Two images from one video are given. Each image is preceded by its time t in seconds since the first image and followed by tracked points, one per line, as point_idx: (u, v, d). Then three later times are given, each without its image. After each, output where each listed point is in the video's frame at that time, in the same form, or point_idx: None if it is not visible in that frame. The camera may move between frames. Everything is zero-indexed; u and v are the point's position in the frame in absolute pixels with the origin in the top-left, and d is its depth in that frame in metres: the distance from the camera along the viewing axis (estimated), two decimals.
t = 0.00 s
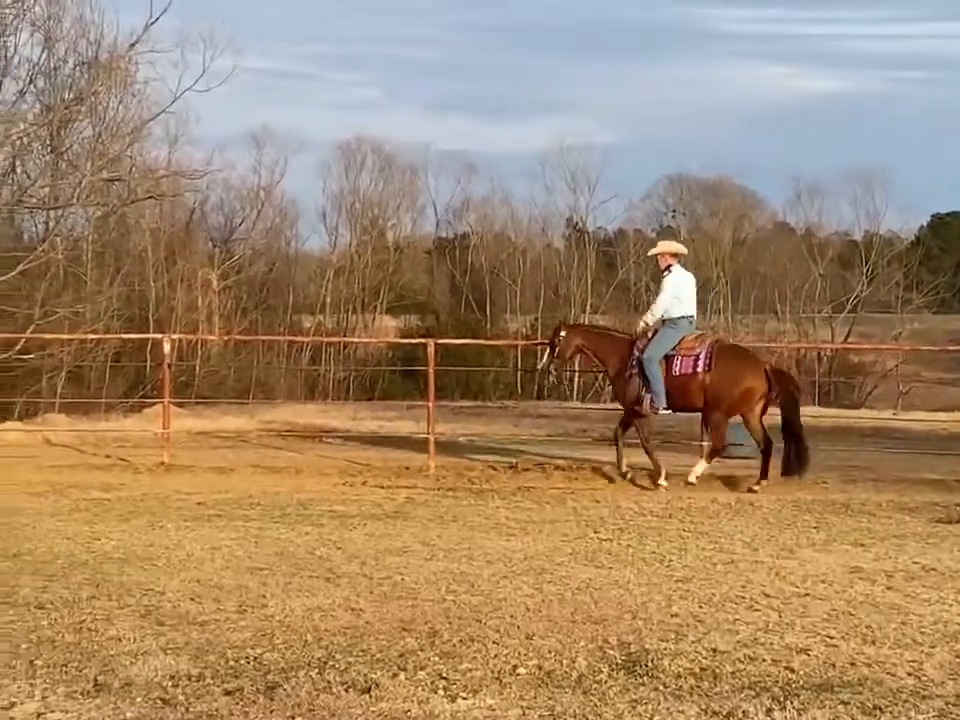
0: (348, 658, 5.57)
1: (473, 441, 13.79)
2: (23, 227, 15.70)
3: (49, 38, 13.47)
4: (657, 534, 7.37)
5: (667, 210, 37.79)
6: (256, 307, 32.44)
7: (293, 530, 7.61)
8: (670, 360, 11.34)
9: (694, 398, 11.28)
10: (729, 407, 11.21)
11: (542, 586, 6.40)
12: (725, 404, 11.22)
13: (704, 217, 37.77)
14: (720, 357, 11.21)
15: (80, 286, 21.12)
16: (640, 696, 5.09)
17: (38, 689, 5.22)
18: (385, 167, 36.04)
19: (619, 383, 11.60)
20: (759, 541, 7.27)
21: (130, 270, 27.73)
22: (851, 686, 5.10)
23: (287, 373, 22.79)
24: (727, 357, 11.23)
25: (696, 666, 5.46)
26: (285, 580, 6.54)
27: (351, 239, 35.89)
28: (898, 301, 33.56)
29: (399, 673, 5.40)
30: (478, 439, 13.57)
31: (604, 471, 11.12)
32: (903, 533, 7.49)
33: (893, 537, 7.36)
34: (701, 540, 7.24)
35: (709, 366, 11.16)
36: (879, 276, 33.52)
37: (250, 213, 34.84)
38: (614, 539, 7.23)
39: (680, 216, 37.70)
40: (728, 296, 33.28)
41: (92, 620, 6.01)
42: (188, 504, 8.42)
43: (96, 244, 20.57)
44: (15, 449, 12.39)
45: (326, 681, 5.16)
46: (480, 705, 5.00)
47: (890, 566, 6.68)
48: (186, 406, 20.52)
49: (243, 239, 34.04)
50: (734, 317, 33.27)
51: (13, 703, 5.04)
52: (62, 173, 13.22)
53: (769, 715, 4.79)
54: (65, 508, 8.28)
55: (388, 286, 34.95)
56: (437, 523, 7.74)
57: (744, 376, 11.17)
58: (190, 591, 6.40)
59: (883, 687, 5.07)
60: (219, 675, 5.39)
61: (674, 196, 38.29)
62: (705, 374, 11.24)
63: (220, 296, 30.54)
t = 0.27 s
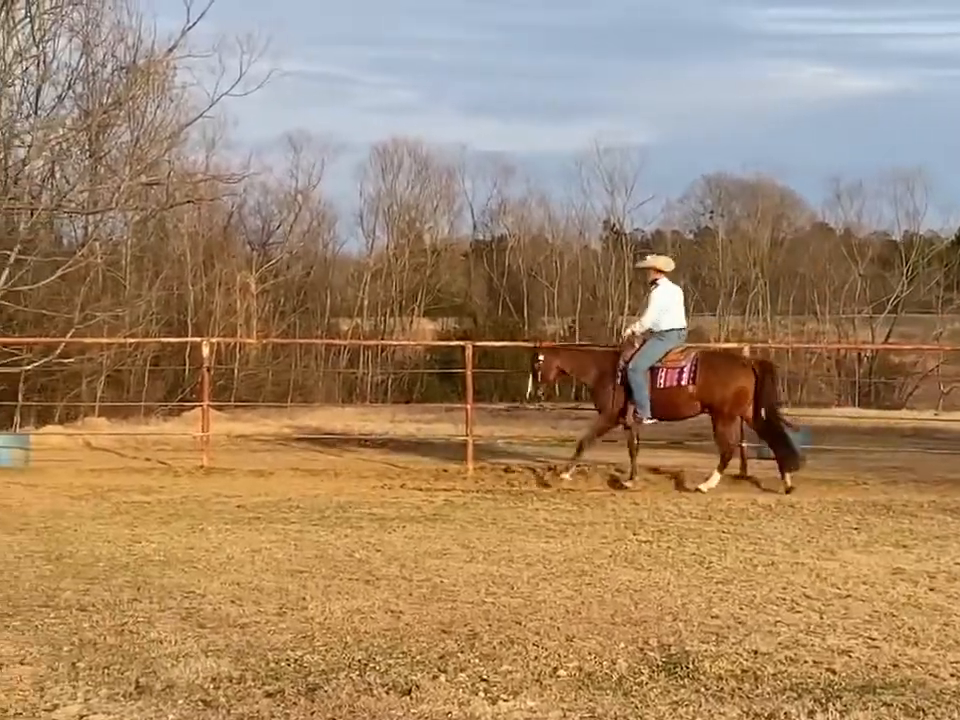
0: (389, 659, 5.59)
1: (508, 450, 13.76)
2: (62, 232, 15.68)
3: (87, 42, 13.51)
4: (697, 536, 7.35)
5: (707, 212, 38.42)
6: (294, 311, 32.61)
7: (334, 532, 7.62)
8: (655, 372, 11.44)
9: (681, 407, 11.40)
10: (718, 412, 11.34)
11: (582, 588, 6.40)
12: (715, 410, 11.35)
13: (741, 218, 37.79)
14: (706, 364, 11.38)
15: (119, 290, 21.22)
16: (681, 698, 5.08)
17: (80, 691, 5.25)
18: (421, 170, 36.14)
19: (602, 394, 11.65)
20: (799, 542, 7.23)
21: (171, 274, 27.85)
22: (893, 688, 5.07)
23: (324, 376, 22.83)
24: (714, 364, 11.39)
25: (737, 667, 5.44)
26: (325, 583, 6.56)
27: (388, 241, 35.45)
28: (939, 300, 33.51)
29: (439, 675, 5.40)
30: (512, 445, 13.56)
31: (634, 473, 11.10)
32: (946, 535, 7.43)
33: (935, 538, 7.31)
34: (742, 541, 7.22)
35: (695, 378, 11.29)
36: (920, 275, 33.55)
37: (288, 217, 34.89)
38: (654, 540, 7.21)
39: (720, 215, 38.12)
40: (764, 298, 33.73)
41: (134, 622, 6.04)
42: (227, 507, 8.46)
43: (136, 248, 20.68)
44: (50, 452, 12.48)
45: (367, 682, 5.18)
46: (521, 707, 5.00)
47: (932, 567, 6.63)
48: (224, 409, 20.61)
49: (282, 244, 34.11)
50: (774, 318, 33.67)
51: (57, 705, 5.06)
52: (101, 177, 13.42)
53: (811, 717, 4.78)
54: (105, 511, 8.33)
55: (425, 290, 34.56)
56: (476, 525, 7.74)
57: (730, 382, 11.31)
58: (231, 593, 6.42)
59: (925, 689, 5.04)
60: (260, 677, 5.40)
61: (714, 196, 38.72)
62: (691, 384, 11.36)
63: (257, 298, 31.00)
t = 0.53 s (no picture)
0: (437, 660, 5.59)
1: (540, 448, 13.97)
2: (109, 236, 16.15)
3: (133, 47, 13.76)
4: (743, 537, 7.34)
5: (751, 210, 38.20)
6: (339, 313, 32.29)
7: (380, 534, 7.64)
8: (646, 363, 11.47)
9: (676, 397, 11.42)
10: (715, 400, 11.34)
11: (629, 589, 6.40)
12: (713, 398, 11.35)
13: (787, 217, 38.04)
14: (702, 352, 11.36)
15: (165, 293, 21.30)
16: (730, 699, 5.07)
17: (128, 692, 5.26)
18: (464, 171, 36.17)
19: (599, 391, 11.70)
20: (847, 543, 7.23)
21: (215, 276, 27.88)
22: (943, 690, 5.04)
23: (369, 378, 22.79)
24: (710, 352, 11.38)
25: (786, 668, 5.42)
26: (372, 584, 6.57)
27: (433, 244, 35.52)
28: None
29: (487, 675, 5.40)
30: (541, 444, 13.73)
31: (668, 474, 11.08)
32: None
33: None
34: (789, 542, 7.21)
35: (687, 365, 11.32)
36: None
37: (333, 218, 34.24)
38: (700, 541, 7.22)
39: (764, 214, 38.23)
40: (811, 297, 33.99)
41: (182, 623, 6.07)
42: (273, 508, 8.50)
43: (181, 253, 20.78)
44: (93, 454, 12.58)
45: (414, 682, 5.18)
46: (569, 708, 4.99)
47: None
48: (267, 412, 20.70)
49: (327, 246, 33.71)
50: (822, 318, 33.94)
51: (106, 705, 5.07)
52: (145, 181, 14.44)
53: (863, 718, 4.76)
54: (153, 512, 8.40)
55: (470, 291, 34.55)
56: (522, 527, 7.76)
57: (726, 371, 11.27)
58: (278, 595, 6.44)
59: None
60: (307, 678, 5.41)
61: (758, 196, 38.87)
62: (685, 372, 11.38)
63: (304, 301, 30.70)
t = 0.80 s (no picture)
0: (488, 661, 5.59)
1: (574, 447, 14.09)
2: (160, 236, 17.99)
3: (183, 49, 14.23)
4: (794, 538, 7.34)
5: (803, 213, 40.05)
6: (389, 315, 31.85)
7: (430, 534, 7.66)
8: (659, 362, 11.33)
9: (681, 399, 11.30)
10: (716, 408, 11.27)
11: (680, 590, 6.39)
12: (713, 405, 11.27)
13: (839, 218, 39.61)
14: (707, 358, 11.29)
15: (214, 294, 21.43)
16: (783, 700, 5.04)
17: (180, 692, 5.27)
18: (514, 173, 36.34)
19: (608, 385, 11.61)
20: (899, 544, 7.24)
21: (265, 277, 27.93)
22: None
23: (419, 380, 22.69)
24: (716, 359, 11.31)
25: (838, 670, 5.40)
26: (423, 584, 6.59)
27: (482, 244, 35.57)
28: None
29: (538, 677, 5.39)
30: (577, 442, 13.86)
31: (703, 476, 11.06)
32: None
33: None
34: (841, 543, 7.21)
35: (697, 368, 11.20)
36: None
37: (382, 220, 34.07)
38: (752, 542, 7.22)
39: (816, 215, 39.79)
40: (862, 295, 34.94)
41: (233, 624, 6.09)
42: (324, 509, 8.54)
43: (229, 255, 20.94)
44: (140, 455, 12.68)
45: (465, 682, 5.19)
46: (621, 710, 4.98)
47: None
48: (318, 412, 20.93)
49: (376, 247, 33.36)
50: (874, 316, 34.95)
51: (158, 706, 5.08)
52: (195, 182, 16.00)
53: None
54: (205, 513, 8.46)
55: (519, 291, 34.88)
56: (573, 527, 7.77)
57: (730, 380, 11.22)
58: (328, 596, 6.46)
59: None
60: (358, 679, 5.41)
61: (810, 199, 40.49)
62: (693, 374, 11.27)
63: (353, 303, 30.12)
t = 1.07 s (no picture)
0: (539, 660, 5.58)
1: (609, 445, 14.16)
2: (212, 237, 18.05)
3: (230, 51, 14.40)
4: (846, 539, 7.32)
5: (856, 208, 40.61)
6: (438, 314, 32.47)
7: (480, 534, 7.68)
8: (655, 369, 11.37)
9: (680, 405, 11.36)
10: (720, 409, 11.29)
11: (731, 590, 6.38)
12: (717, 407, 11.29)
13: (891, 214, 40.09)
14: (705, 361, 11.29)
15: (263, 294, 21.50)
16: (836, 701, 5.01)
17: (232, 691, 5.26)
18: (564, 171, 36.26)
19: (600, 388, 11.61)
20: (954, 544, 7.22)
21: (315, 277, 27.88)
22: None
23: (469, 379, 22.60)
24: (714, 361, 11.31)
25: (892, 670, 5.36)
26: (473, 584, 6.60)
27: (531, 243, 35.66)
28: None
29: (589, 676, 5.36)
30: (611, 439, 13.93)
31: (737, 476, 11.04)
32: None
33: None
34: (894, 542, 7.20)
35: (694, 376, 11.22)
36: None
37: (432, 220, 34.05)
38: (803, 542, 7.21)
39: (868, 211, 40.34)
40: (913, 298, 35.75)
41: (284, 623, 6.10)
42: (374, 509, 8.58)
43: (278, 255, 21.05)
44: (186, 455, 12.79)
45: (517, 681, 5.18)
46: (673, 709, 4.95)
47: None
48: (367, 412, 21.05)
49: (425, 247, 33.53)
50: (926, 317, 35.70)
51: (210, 704, 5.07)
52: (245, 182, 16.27)
53: None
54: (256, 513, 8.50)
55: (569, 291, 34.74)
56: (624, 527, 7.79)
57: (731, 379, 11.22)
58: (379, 595, 6.48)
59: None
60: (409, 678, 5.39)
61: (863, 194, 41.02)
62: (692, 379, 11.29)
63: (402, 302, 30.48)
